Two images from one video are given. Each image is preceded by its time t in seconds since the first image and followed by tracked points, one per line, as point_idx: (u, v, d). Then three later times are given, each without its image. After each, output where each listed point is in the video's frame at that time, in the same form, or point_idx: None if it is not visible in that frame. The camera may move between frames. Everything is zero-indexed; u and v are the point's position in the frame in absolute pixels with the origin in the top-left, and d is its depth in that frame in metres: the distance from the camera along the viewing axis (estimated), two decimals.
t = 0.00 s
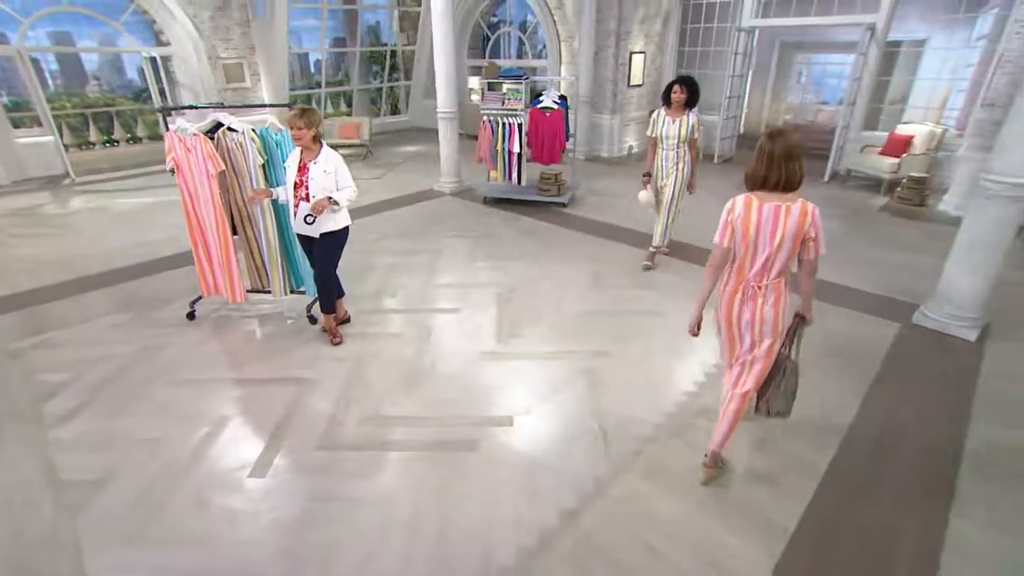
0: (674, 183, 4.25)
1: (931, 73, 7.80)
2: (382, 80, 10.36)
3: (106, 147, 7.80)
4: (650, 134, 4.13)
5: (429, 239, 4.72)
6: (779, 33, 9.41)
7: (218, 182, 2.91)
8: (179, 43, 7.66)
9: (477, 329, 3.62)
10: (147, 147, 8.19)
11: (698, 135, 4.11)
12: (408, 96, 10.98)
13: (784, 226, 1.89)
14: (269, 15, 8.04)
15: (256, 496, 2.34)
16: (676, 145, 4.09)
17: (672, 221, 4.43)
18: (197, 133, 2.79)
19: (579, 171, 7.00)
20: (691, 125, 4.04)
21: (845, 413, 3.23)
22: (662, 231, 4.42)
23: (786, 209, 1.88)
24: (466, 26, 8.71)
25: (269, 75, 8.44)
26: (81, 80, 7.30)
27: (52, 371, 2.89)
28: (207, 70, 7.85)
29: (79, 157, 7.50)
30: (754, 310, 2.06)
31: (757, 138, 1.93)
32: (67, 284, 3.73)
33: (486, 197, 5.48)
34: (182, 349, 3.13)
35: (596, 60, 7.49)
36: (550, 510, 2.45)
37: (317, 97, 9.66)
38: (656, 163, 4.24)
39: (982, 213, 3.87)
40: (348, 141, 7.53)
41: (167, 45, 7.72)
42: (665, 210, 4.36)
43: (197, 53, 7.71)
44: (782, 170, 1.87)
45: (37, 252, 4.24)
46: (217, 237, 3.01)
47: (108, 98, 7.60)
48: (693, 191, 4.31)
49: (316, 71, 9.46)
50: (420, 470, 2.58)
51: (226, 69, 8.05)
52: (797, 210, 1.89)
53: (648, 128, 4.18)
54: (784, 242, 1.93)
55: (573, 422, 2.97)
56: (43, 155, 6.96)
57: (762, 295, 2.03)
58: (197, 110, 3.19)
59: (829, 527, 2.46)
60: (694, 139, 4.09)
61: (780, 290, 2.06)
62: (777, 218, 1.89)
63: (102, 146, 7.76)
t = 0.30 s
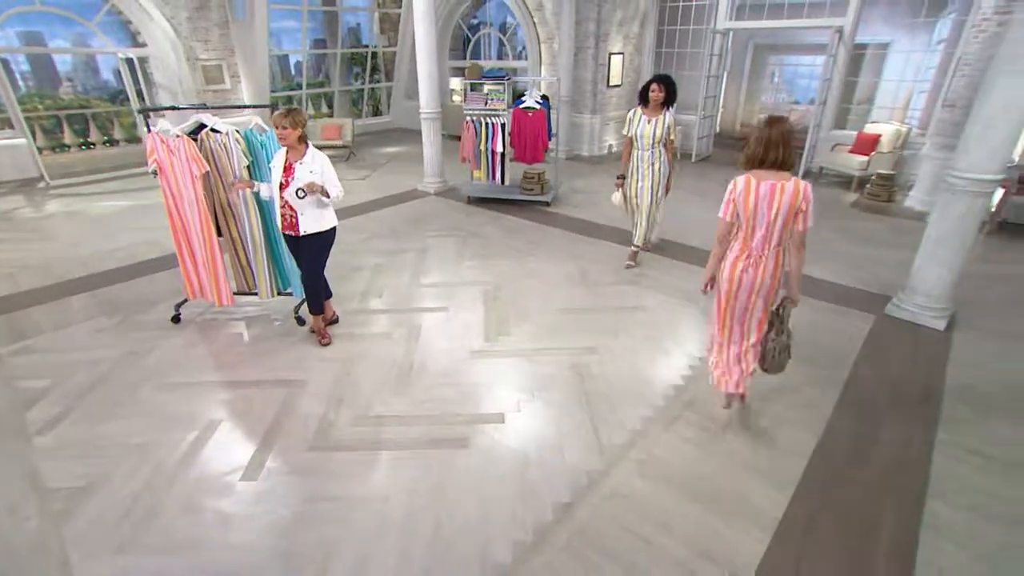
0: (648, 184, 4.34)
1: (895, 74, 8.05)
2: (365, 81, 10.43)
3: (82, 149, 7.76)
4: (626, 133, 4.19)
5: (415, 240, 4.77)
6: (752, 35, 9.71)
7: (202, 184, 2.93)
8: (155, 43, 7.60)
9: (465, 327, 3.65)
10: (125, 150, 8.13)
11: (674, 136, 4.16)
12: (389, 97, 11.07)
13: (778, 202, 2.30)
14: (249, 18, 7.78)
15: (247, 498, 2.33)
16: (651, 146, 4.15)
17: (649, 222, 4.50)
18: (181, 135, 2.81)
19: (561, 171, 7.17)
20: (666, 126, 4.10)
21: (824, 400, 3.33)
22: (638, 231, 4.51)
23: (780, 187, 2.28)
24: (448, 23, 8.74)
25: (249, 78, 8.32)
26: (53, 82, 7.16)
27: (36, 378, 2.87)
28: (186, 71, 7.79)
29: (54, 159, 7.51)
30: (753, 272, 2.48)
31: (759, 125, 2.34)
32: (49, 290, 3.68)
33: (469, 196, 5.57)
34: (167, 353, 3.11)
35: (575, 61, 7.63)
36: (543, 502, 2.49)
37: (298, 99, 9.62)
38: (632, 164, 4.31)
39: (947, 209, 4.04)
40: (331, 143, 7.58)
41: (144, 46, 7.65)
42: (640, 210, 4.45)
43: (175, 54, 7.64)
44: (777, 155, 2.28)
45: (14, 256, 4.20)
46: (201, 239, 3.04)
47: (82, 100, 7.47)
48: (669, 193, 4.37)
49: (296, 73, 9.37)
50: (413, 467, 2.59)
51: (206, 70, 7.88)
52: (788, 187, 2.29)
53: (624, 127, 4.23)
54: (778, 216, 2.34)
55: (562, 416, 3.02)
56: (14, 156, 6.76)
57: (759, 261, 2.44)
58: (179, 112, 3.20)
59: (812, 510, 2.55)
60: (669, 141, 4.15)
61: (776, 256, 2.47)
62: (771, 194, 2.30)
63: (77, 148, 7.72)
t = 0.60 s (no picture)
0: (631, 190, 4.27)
1: (865, 77, 8.28)
2: (350, 85, 10.45)
3: (64, 155, 7.40)
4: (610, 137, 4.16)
5: (404, 241, 5.07)
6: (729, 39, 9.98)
7: (191, 187, 3.08)
8: (138, 46, 7.48)
9: (456, 329, 3.73)
10: (109, 154, 7.81)
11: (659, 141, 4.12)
12: (375, 100, 11.15)
13: (762, 189, 2.55)
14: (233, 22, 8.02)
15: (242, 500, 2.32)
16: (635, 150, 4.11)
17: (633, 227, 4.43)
18: (169, 138, 2.95)
19: (546, 173, 7.39)
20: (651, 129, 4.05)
21: (808, 391, 3.43)
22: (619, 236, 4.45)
23: (765, 176, 2.53)
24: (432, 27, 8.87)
25: (234, 81, 8.55)
26: (33, 85, 6.94)
27: (28, 386, 2.89)
28: (170, 74, 7.82)
29: (37, 165, 7.09)
30: (743, 252, 2.73)
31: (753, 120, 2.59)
32: (33, 295, 3.82)
33: (457, 197, 6.00)
34: (158, 357, 3.20)
35: (559, 63, 7.87)
36: (541, 499, 2.50)
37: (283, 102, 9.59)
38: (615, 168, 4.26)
39: (918, 206, 4.19)
40: (318, 144, 7.86)
41: (127, 50, 7.50)
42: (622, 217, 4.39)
43: (159, 57, 7.62)
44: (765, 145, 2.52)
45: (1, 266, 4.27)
46: (192, 240, 3.20)
47: (64, 103, 7.23)
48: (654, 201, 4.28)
49: (281, 77, 9.39)
50: (410, 463, 2.61)
51: (189, 73, 8.05)
52: (773, 176, 2.53)
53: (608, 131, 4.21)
54: (764, 201, 2.59)
55: (555, 411, 3.05)
56: None
57: (748, 240, 2.70)
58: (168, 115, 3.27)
59: (800, 497, 2.63)
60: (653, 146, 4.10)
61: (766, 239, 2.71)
62: (756, 181, 2.55)
63: (60, 154, 7.37)
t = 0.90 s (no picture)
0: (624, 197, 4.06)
1: (844, 78, 8.45)
2: (335, 86, 10.43)
3: (41, 157, 7.32)
4: (599, 142, 3.92)
5: (394, 241, 5.08)
6: (712, 39, 10.08)
7: (178, 188, 3.11)
8: (118, 46, 7.34)
9: (448, 328, 3.72)
10: (89, 156, 7.70)
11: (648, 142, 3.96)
12: (360, 102, 11.15)
13: (764, 166, 3.07)
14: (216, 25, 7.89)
15: (237, 505, 2.28)
16: (628, 154, 3.91)
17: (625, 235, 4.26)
18: (156, 139, 2.96)
19: (534, 172, 7.49)
20: (643, 131, 3.87)
21: (800, 384, 3.46)
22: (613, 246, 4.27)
23: (766, 155, 3.05)
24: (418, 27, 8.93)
25: (219, 83, 8.39)
26: (8, 86, 6.81)
27: (13, 394, 2.83)
28: (152, 76, 7.63)
29: (12, 167, 7.05)
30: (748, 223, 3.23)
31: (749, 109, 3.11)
32: (14, 299, 3.75)
33: (445, 197, 6.14)
34: (147, 362, 3.15)
35: (545, 64, 8.02)
36: (540, 497, 2.49)
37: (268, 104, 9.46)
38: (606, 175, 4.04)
39: (901, 201, 4.26)
40: (303, 145, 7.77)
41: (106, 50, 7.38)
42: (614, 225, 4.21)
43: (140, 57, 7.44)
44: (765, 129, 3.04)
45: None
46: (179, 242, 3.23)
47: (40, 104, 7.11)
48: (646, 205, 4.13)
49: (265, 78, 9.28)
50: (407, 464, 2.58)
51: (172, 75, 7.85)
52: (772, 154, 3.05)
53: (595, 136, 3.97)
54: (765, 176, 3.11)
55: (551, 410, 3.04)
56: None
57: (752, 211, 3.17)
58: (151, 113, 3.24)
59: (796, 489, 2.65)
60: (644, 148, 3.93)
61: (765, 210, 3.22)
62: (759, 159, 3.07)
63: (37, 157, 7.30)
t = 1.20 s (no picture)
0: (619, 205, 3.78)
1: (823, 77, 8.64)
2: (317, 85, 10.34)
3: (10, 159, 7.03)
4: (591, 147, 3.60)
5: (381, 241, 5.02)
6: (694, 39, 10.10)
7: (159, 189, 3.02)
8: (90, 44, 7.20)
9: (437, 328, 3.69)
10: (60, 157, 7.43)
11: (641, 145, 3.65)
12: (343, 102, 11.07)
13: (757, 159, 3.19)
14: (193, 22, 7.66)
15: (227, 514, 2.20)
16: (623, 159, 3.59)
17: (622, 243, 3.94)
18: (136, 138, 2.87)
19: (519, 172, 7.51)
20: (636, 133, 3.55)
21: (793, 379, 3.46)
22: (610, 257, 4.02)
23: (758, 149, 3.17)
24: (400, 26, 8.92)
25: (196, 81, 8.17)
26: None
27: None
28: (127, 75, 7.48)
29: None
30: (740, 214, 3.36)
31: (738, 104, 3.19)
32: None
33: (432, 197, 6.13)
34: (129, 369, 3.05)
35: (530, 63, 8.08)
36: (538, 498, 2.45)
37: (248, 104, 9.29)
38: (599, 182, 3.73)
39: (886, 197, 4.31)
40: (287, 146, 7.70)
41: (77, 48, 7.24)
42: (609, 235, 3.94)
43: (113, 55, 7.30)
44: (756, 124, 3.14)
45: None
46: (161, 245, 3.14)
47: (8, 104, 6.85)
48: (640, 211, 3.85)
49: (245, 77, 9.11)
50: (401, 468, 2.52)
51: (147, 73, 7.68)
52: (763, 149, 3.17)
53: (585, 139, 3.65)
54: (757, 169, 3.23)
55: (546, 409, 3.01)
56: None
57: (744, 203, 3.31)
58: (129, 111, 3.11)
59: (793, 484, 2.65)
60: (638, 151, 3.62)
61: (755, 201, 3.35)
62: (751, 152, 3.18)
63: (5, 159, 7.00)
